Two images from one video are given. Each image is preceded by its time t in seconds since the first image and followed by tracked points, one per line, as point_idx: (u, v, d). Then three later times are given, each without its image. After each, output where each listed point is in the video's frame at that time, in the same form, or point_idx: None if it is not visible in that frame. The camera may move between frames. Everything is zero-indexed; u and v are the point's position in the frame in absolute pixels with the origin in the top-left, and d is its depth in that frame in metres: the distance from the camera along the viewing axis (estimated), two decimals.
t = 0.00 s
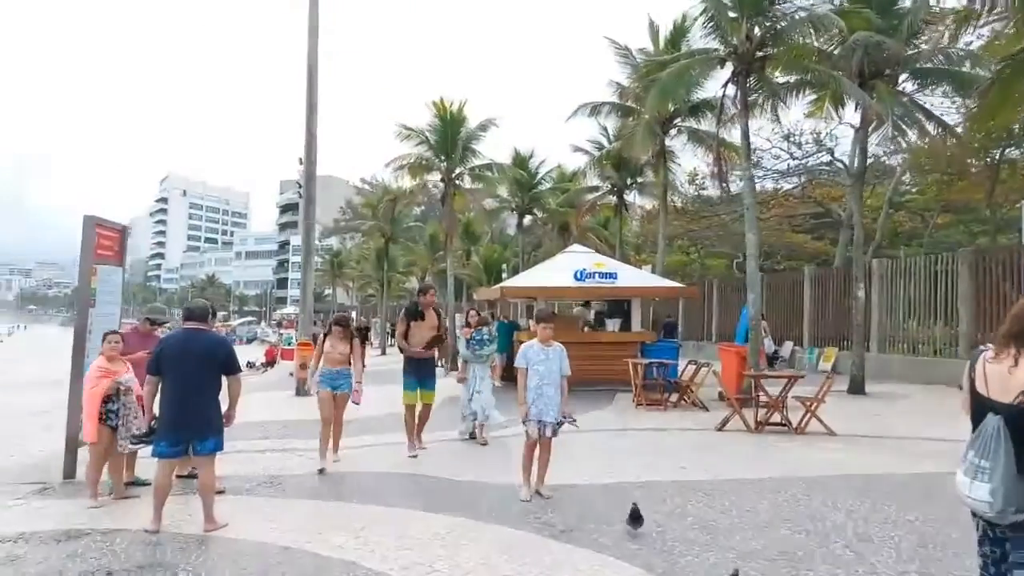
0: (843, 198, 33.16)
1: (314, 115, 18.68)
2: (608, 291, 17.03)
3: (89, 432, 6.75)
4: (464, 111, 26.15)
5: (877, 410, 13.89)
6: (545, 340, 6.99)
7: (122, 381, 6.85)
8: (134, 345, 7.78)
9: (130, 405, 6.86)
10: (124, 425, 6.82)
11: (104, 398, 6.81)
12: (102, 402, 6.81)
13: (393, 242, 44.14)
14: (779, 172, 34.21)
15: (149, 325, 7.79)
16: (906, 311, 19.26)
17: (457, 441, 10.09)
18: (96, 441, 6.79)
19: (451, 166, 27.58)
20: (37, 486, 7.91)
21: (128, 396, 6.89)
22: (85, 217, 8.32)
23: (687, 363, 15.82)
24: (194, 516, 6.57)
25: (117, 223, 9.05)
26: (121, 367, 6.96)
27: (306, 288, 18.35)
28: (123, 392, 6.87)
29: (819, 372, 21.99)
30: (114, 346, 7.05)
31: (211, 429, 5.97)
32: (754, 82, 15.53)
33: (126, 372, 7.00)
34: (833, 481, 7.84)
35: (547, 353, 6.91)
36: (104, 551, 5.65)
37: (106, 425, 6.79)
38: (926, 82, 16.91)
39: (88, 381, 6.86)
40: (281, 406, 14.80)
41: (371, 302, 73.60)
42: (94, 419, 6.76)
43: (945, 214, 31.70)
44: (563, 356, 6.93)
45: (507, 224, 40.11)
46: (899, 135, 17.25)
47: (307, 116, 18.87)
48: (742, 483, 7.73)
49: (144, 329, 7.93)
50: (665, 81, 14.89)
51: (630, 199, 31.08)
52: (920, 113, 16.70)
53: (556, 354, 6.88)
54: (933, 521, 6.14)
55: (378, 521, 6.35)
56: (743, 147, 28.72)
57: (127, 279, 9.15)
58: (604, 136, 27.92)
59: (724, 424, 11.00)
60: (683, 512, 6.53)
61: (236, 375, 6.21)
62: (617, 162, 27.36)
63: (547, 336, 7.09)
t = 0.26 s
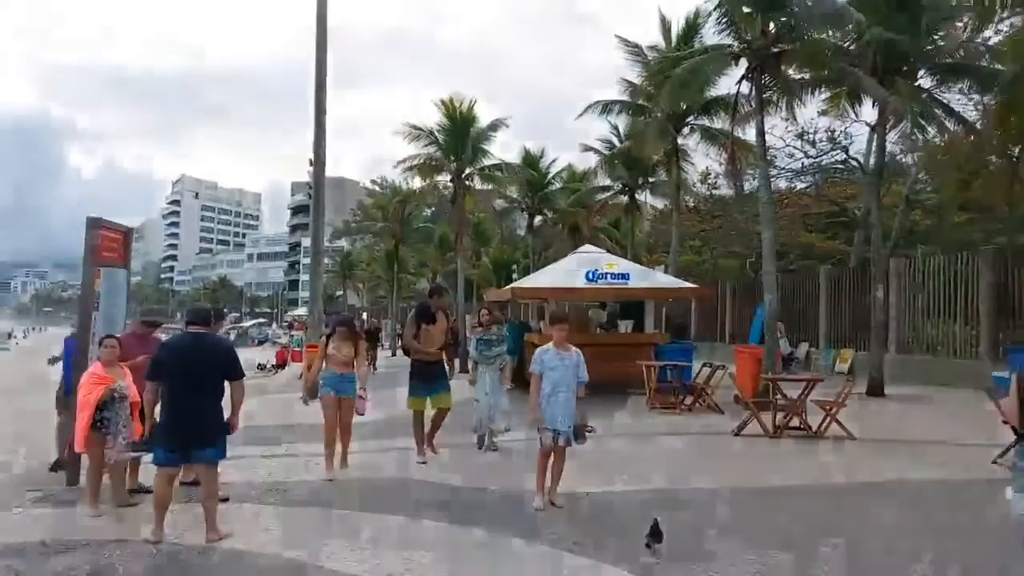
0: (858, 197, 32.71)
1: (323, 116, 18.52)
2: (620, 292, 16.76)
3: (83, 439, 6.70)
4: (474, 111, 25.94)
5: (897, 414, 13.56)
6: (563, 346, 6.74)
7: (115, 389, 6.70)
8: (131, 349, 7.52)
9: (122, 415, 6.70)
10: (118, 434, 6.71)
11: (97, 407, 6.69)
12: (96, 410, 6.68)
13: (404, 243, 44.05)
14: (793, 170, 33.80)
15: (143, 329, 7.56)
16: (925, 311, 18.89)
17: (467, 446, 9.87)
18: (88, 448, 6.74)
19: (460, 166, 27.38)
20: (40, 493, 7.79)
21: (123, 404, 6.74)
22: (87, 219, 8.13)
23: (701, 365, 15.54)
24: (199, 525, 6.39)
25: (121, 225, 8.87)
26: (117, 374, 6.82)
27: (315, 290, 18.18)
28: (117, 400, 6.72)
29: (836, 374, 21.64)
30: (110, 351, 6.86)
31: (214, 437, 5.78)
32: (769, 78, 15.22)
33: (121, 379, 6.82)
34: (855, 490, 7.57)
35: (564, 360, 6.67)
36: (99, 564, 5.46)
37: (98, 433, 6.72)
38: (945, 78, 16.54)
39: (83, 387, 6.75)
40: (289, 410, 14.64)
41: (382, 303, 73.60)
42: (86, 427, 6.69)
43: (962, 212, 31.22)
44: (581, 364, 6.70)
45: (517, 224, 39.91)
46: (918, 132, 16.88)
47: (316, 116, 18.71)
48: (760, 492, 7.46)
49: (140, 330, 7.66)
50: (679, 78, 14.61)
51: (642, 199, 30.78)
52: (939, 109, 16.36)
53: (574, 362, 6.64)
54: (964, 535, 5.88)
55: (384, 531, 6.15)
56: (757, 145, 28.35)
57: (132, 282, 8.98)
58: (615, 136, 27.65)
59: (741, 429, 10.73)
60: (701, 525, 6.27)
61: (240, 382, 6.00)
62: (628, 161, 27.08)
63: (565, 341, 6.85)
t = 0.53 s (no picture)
0: (887, 196, 31.98)
1: (342, 115, 18.40)
2: (644, 294, 16.42)
3: (94, 443, 6.54)
4: (494, 110, 25.71)
5: (932, 420, 13.11)
6: (593, 350, 6.45)
7: (129, 391, 6.60)
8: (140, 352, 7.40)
9: (134, 417, 6.56)
10: (129, 437, 6.56)
11: (109, 409, 6.56)
12: (108, 412, 6.55)
13: (424, 244, 43.98)
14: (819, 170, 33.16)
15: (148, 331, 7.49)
16: (959, 313, 18.32)
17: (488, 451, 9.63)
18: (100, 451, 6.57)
19: (481, 166, 27.15)
20: (55, 494, 7.70)
21: (136, 406, 6.62)
22: (103, 217, 8.01)
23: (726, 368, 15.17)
24: (209, 530, 6.23)
25: (138, 223, 8.74)
26: (130, 375, 6.71)
27: (334, 290, 18.06)
28: (130, 402, 6.61)
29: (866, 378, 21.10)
30: (123, 352, 6.76)
31: (226, 442, 5.59)
32: (799, 74, 14.80)
33: (134, 381, 6.70)
34: (895, 503, 7.22)
35: (594, 364, 6.37)
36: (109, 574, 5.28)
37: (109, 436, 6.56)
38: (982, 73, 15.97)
39: (95, 389, 6.62)
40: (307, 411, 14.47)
41: (402, 304, 73.75)
42: (98, 430, 6.53)
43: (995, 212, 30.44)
44: (613, 368, 6.37)
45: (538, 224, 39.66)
46: (954, 128, 16.34)
47: (336, 115, 18.57)
48: (793, 503, 7.14)
49: (145, 332, 7.55)
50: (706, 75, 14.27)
51: (664, 199, 30.36)
52: (976, 106, 15.81)
53: (604, 366, 6.33)
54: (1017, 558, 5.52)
55: (401, 540, 5.95)
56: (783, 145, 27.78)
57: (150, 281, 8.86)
58: (638, 135, 27.27)
59: (772, 436, 10.36)
60: (733, 542, 5.96)
61: (253, 384, 5.78)
62: (651, 161, 26.70)
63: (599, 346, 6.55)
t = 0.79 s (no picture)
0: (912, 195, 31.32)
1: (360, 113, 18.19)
2: (665, 293, 16.05)
3: (110, 445, 6.33)
4: (512, 108, 25.43)
5: (967, 425, 12.66)
6: (627, 351, 5.93)
7: (146, 391, 6.38)
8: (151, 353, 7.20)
9: (151, 417, 6.35)
10: (147, 439, 6.34)
11: (126, 409, 6.35)
12: (124, 413, 6.34)
13: (440, 244, 43.80)
14: (842, 168, 32.58)
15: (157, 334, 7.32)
16: (991, 314, 17.77)
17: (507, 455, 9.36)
18: (117, 453, 6.37)
19: (498, 164, 26.87)
20: (66, 498, 7.52)
21: (153, 407, 6.41)
22: (114, 214, 7.82)
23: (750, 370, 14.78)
24: (220, 537, 6.01)
25: (150, 219, 8.55)
26: (147, 375, 6.51)
27: (349, 290, 17.86)
28: (147, 403, 6.39)
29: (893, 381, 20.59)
30: (140, 351, 6.55)
31: (237, 446, 5.33)
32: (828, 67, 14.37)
33: (151, 381, 6.50)
34: (938, 513, 6.88)
35: (630, 367, 5.84)
36: None
37: (127, 437, 6.36)
38: (1017, 64, 15.52)
39: (112, 389, 6.41)
40: (322, 413, 14.26)
41: (418, 304, 73.68)
42: (115, 431, 6.33)
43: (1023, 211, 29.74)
44: (649, 369, 5.86)
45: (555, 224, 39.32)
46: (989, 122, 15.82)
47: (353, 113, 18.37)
48: (829, 513, 6.81)
49: (153, 334, 7.35)
50: (731, 67, 13.90)
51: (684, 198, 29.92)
52: (1011, 98, 15.36)
53: (641, 368, 5.80)
54: None
55: (419, 550, 5.69)
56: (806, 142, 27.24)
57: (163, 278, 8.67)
58: (657, 133, 26.88)
59: (802, 441, 9.97)
60: (769, 555, 5.65)
61: (265, 386, 5.52)
62: (671, 159, 26.30)
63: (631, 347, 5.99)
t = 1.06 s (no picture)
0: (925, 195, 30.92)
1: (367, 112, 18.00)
2: (677, 294, 15.79)
3: (120, 449, 6.12)
4: (520, 107, 25.21)
5: (987, 428, 12.35)
6: (654, 355, 5.64)
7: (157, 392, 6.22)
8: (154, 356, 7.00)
9: (161, 420, 6.11)
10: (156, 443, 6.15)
11: (137, 411, 6.17)
12: (135, 416, 6.15)
13: (447, 245, 43.60)
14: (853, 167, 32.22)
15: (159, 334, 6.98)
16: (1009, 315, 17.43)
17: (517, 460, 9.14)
18: (127, 458, 6.16)
19: (506, 164, 26.66)
20: (65, 504, 7.30)
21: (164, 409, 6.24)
22: (117, 212, 7.60)
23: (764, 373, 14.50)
24: (221, 548, 5.79)
25: (154, 218, 8.35)
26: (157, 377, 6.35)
27: (356, 291, 17.65)
28: (158, 405, 6.22)
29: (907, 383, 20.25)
30: (150, 352, 6.39)
31: (240, 452, 5.12)
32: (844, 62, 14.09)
33: (161, 383, 6.34)
34: (967, 522, 6.60)
35: (658, 371, 5.55)
36: None
37: (137, 441, 6.15)
38: None
39: (122, 391, 6.23)
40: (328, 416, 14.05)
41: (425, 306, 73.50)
42: (126, 434, 6.14)
43: None
44: (678, 374, 5.58)
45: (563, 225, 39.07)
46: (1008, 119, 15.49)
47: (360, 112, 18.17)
48: (853, 522, 6.55)
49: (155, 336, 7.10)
50: (744, 63, 13.64)
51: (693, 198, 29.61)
52: None
53: (670, 373, 5.53)
54: None
55: (428, 561, 5.45)
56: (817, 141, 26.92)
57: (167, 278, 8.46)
58: (667, 132, 26.61)
59: (821, 445, 9.70)
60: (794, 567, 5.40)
61: (270, 390, 5.32)
62: (681, 159, 26.02)
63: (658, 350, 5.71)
